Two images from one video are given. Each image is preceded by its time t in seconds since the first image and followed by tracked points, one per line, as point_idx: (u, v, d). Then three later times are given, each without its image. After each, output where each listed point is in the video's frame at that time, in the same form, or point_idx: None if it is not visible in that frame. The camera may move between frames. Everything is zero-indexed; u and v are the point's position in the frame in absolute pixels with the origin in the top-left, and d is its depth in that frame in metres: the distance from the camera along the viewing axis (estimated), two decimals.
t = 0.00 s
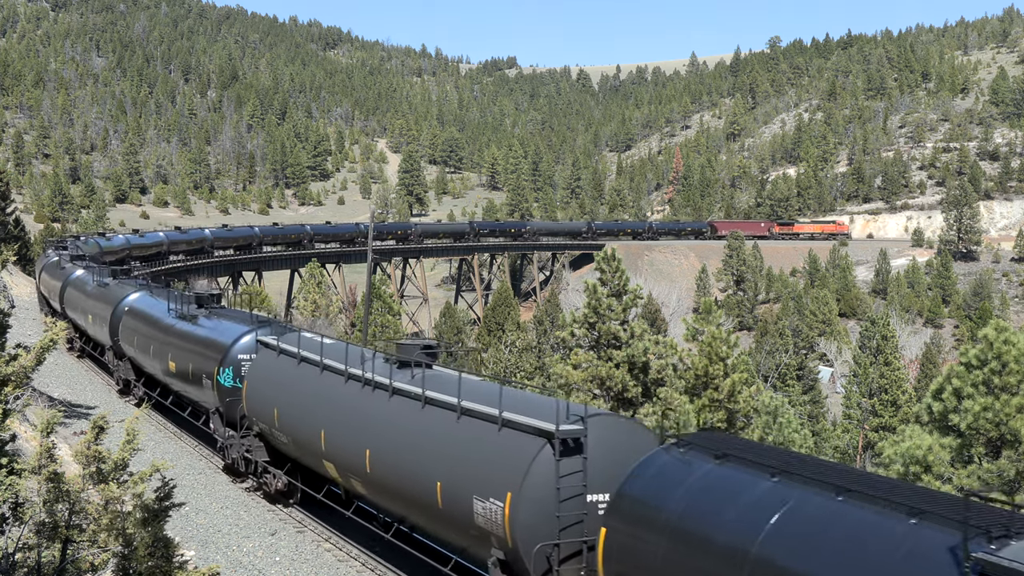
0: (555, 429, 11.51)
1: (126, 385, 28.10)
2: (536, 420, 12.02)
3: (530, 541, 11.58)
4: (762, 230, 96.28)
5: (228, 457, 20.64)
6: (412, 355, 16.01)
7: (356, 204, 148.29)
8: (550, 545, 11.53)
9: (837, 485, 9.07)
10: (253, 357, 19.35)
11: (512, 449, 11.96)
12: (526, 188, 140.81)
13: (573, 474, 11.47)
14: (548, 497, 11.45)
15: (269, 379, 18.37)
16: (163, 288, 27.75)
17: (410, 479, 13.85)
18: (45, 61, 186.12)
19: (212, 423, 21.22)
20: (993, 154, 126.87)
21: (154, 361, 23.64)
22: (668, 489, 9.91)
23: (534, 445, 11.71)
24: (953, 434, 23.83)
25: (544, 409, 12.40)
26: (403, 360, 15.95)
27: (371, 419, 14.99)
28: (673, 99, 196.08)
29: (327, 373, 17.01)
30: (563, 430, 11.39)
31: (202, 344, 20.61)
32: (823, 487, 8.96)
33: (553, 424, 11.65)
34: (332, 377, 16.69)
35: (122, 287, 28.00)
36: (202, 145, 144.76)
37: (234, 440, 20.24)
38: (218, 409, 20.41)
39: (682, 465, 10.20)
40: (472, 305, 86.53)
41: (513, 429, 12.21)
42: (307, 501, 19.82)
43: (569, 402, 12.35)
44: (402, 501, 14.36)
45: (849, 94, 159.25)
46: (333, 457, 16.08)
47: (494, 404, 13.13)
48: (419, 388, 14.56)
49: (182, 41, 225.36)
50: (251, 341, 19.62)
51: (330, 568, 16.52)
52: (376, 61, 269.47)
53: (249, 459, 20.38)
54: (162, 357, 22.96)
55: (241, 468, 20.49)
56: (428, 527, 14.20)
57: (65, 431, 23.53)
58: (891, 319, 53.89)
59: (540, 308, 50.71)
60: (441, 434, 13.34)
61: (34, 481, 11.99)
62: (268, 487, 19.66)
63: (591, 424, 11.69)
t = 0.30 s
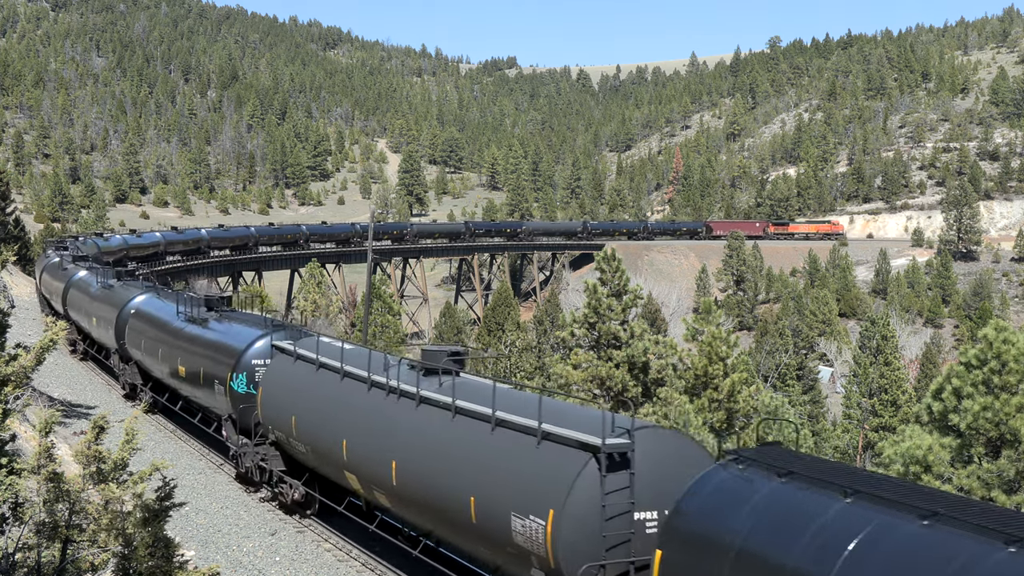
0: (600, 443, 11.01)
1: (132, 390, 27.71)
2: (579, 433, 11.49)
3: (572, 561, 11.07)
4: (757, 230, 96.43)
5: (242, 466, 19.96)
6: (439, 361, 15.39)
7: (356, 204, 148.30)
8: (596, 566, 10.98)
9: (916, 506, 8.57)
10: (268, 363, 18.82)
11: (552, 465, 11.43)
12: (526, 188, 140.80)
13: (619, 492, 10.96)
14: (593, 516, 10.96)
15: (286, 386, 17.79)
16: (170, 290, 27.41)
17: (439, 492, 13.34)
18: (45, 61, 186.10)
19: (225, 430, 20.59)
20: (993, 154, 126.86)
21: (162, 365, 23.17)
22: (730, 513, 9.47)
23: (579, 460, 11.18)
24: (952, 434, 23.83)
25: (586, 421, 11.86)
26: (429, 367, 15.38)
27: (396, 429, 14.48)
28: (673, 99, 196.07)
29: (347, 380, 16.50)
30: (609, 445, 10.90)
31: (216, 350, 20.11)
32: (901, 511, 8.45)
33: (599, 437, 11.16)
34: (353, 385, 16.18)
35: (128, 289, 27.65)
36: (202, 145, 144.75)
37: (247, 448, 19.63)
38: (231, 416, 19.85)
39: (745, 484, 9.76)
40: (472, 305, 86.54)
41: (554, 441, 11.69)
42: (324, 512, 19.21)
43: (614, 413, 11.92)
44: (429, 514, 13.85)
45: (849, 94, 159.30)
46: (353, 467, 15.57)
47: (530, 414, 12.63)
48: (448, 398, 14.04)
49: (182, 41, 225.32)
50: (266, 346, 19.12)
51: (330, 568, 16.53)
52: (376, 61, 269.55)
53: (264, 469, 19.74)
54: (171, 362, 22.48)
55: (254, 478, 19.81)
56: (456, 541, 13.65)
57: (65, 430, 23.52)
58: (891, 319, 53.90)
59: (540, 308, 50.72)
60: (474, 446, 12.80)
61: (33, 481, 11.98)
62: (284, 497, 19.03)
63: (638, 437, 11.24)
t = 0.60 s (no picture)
0: (651, 458, 10.48)
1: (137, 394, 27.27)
2: (627, 447, 11.04)
3: None
4: (752, 230, 96.47)
5: (257, 476, 19.45)
6: (469, 369, 15.21)
7: (356, 204, 148.31)
8: None
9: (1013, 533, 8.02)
10: (287, 368, 18.47)
11: (598, 480, 10.94)
12: (526, 188, 140.80)
13: (672, 509, 10.56)
14: (644, 535, 10.48)
15: (307, 395, 17.43)
16: (177, 292, 27.10)
17: (473, 507, 12.95)
18: (45, 61, 186.13)
19: (239, 438, 20.11)
20: (993, 154, 126.85)
21: (171, 371, 22.80)
22: (800, 536, 9.08)
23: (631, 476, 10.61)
24: (952, 433, 23.81)
25: (632, 435, 11.44)
26: (458, 374, 15.12)
27: (426, 439, 14.14)
28: (673, 99, 196.09)
29: (371, 390, 16.16)
30: (661, 460, 10.44)
31: (230, 356, 19.64)
32: (1003, 539, 7.89)
33: (650, 452, 10.70)
34: (377, 393, 15.84)
35: (134, 291, 27.41)
36: (202, 145, 144.77)
37: (262, 456, 19.11)
38: (245, 423, 19.41)
39: (815, 504, 9.35)
40: (472, 305, 86.54)
41: (598, 456, 11.22)
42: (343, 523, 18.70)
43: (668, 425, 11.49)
44: (462, 530, 13.45)
45: (849, 94, 159.31)
46: (380, 479, 15.23)
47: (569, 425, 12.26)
48: (479, 407, 13.71)
49: (182, 41, 225.38)
50: (283, 352, 18.76)
51: (330, 567, 16.53)
52: (376, 61, 269.62)
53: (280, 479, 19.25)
54: (181, 367, 22.12)
55: (271, 487, 19.27)
56: (489, 559, 13.28)
57: (65, 430, 23.55)
58: (891, 319, 53.95)
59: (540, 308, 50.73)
60: (511, 460, 12.39)
61: (33, 481, 11.97)
62: (302, 508, 18.50)
63: (691, 451, 10.81)
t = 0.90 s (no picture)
0: (714, 476, 9.48)
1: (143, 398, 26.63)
2: (682, 463, 10.03)
3: None
4: (749, 230, 96.35)
5: (272, 486, 18.48)
6: (503, 378, 14.03)
7: (356, 204, 148.34)
8: None
9: None
10: (304, 374, 17.48)
11: (652, 498, 9.95)
12: (526, 188, 140.81)
13: (733, 531, 9.54)
14: (702, 554, 9.52)
15: (325, 403, 16.37)
16: (185, 295, 26.39)
17: (509, 525, 11.92)
18: (45, 61, 186.18)
19: (252, 447, 19.07)
20: (993, 154, 126.86)
21: (180, 376, 21.86)
22: None
23: (687, 495, 9.67)
24: (951, 433, 23.76)
25: (687, 451, 10.43)
26: (491, 384, 14.01)
27: (454, 451, 13.10)
28: (673, 99, 196.11)
29: (395, 397, 15.08)
30: (723, 479, 9.44)
31: (241, 361, 18.70)
32: None
33: (709, 466, 9.77)
34: (401, 401, 14.82)
35: (141, 293, 26.83)
36: (202, 145, 144.76)
37: (277, 465, 18.17)
38: (258, 431, 18.42)
39: (904, 533, 7.61)
40: (472, 305, 86.57)
41: (650, 473, 10.20)
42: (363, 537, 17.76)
43: (729, 440, 10.44)
44: (496, 547, 12.44)
45: (849, 94, 159.34)
46: (406, 492, 14.23)
47: (615, 438, 11.21)
48: (517, 418, 12.60)
49: (182, 41, 225.42)
50: (299, 356, 17.71)
51: (330, 568, 16.55)
52: (376, 61, 269.67)
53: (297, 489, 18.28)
54: (190, 372, 21.19)
55: (287, 498, 18.42)
56: None
57: (65, 431, 23.54)
58: (891, 319, 53.95)
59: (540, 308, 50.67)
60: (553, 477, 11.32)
61: (33, 480, 11.99)
62: (322, 521, 17.66)
63: (753, 469, 9.81)
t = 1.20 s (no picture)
0: (779, 495, 9.03)
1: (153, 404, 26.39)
2: (747, 482, 9.54)
3: None
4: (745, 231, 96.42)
5: (290, 497, 18.02)
6: (539, 387, 13.70)
7: (356, 204, 148.33)
8: None
9: None
10: (326, 380, 17.11)
11: (712, 519, 9.47)
12: (526, 188, 140.80)
13: (803, 554, 9.00)
14: None
15: (351, 412, 15.94)
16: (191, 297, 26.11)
17: (554, 542, 11.44)
18: (45, 61, 186.16)
19: (269, 455, 18.62)
20: (993, 154, 126.85)
21: (193, 382, 21.55)
22: None
23: (754, 516, 9.12)
24: (951, 433, 23.77)
25: (749, 469, 9.96)
26: (527, 394, 13.67)
27: (491, 465, 12.64)
28: (673, 99, 196.08)
29: (424, 407, 14.68)
30: (792, 499, 8.90)
31: (258, 367, 18.34)
32: None
33: (774, 488, 9.22)
34: (432, 412, 14.38)
35: (146, 295, 26.59)
36: (202, 145, 144.74)
37: (296, 475, 17.72)
38: (276, 439, 17.99)
39: (997, 562, 7.73)
40: (472, 305, 86.59)
41: (709, 491, 9.74)
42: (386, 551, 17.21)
43: (792, 458, 10.00)
44: (540, 565, 11.88)
45: (849, 94, 159.34)
46: (439, 506, 13.77)
47: (666, 454, 10.76)
48: (556, 429, 12.19)
49: (182, 41, 225.46)
50: (319, 363, 17.40)
51: (331, 567, 16.55)
52: (376, 61, 269.62)
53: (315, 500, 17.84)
54: (203, 379, 20.88)
55: (305, 510, 18.05)
56: None
57: (65, 430, 23.55)
58: (892, 319, 53.92)
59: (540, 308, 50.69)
60: (597, 495, 10.86)
61: (33, 480, 11.97)
62: (344, 535, 17.08)
63: (824, 486, 9.35)
